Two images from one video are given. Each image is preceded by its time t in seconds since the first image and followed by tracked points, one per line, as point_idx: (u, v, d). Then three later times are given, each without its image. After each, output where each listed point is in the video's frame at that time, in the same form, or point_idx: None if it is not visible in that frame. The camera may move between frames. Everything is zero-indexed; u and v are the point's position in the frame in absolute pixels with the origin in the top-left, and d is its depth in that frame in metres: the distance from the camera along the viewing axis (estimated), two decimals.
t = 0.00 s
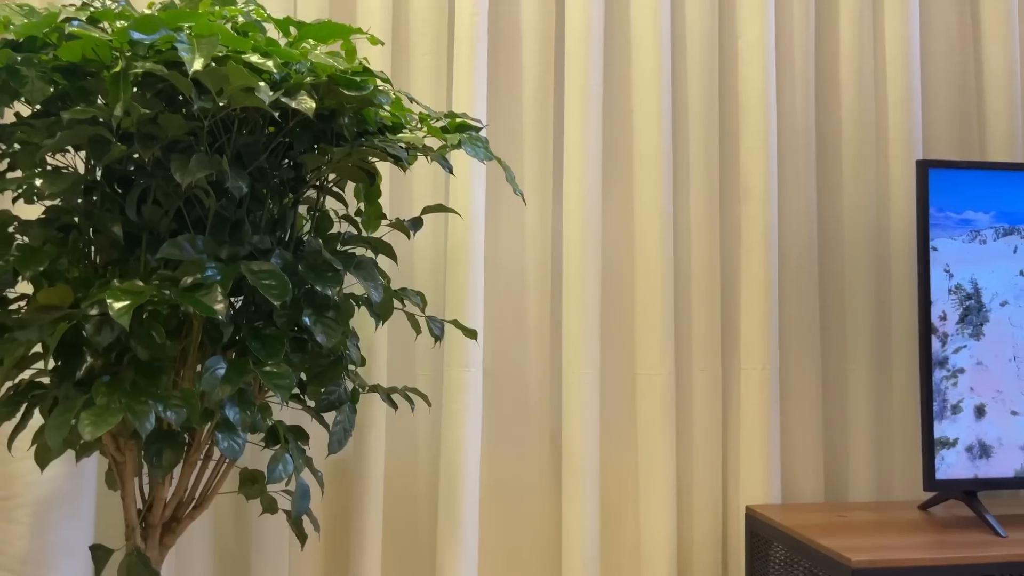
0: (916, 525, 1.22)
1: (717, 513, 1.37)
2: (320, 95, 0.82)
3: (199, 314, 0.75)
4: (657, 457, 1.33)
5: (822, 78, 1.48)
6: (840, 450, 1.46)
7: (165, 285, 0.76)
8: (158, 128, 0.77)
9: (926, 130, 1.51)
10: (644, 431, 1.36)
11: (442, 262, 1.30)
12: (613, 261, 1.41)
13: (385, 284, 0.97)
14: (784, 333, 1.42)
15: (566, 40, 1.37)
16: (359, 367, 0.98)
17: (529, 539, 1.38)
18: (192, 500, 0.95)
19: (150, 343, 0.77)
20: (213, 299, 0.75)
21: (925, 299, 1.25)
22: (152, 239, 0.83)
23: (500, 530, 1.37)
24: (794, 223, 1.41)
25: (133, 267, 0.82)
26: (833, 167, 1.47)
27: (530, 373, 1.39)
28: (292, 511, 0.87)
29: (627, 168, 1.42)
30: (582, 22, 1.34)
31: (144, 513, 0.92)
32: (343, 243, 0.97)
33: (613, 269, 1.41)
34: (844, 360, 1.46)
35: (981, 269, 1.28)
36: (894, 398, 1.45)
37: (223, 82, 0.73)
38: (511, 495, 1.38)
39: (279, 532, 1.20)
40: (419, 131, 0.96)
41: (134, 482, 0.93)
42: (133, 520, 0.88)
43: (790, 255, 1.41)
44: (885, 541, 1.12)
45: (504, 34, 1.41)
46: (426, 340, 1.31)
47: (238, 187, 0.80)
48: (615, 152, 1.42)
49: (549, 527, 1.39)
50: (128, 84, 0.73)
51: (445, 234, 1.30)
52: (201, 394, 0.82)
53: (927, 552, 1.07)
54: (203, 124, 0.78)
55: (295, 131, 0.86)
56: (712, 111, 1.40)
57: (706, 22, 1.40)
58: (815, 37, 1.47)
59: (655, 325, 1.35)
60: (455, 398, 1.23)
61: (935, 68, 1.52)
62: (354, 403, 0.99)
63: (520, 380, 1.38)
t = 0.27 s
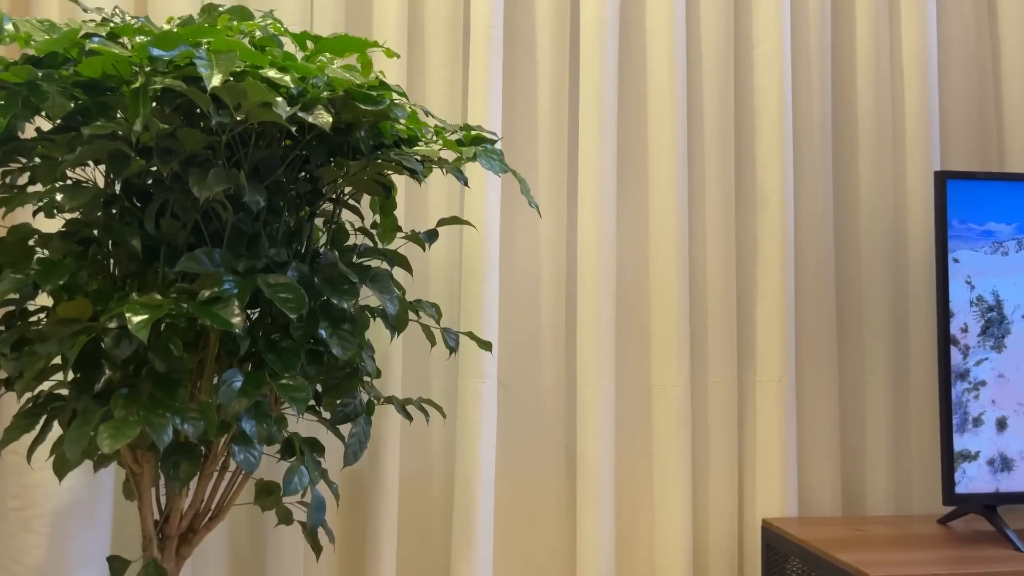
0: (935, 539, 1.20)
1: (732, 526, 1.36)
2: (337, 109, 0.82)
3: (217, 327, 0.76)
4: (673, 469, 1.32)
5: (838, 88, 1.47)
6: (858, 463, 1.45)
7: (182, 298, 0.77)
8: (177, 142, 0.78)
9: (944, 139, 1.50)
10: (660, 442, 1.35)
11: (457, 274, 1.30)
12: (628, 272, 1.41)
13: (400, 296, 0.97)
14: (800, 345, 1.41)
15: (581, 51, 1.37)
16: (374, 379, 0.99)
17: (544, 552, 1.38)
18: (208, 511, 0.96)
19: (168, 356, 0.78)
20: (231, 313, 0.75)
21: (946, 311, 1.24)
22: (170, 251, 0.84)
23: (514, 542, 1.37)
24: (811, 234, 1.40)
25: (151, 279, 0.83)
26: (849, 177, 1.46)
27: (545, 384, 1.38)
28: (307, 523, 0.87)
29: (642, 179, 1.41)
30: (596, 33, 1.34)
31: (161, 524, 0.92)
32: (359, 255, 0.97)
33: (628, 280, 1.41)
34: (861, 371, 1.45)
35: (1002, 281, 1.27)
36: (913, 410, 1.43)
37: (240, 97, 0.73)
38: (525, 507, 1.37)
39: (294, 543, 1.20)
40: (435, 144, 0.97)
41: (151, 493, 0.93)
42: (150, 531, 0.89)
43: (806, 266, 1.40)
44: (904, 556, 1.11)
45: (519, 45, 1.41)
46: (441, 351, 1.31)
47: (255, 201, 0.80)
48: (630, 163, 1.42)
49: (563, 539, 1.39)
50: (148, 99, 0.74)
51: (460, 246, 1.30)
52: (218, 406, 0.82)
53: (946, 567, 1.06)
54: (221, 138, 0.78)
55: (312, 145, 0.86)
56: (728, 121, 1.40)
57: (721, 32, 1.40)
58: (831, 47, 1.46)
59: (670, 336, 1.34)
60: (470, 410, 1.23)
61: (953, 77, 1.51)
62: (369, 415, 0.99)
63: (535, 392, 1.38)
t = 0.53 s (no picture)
0: (952, 547, 1.19)
1: (748, 532, 1.36)
2: (354, 117, 0.83)
3: (235, 334, 0.76)
4: (687, 475, 1.32)
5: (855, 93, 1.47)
6: (874, 470, 1.44)
7: (201, 305, 0.78)
8: (197, 150, 0.79)
9: (962, 144, 1.49)
10: (674, 448, 1.35)
11: (472, 279, 1.30)
12: (643, 277, 1.41)
13: (416, 302, 0.97)
14: (817, 351, 1.40)
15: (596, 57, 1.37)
16: (390, 384, 0.99)
17: (557, 557, 1.38)
18: (225, 515, 0.96)
19: (187, 362, 0.78)
20: (249, 319, 0.76)
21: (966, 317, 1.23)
22: (189, 258, 0.84)
23: (528, 547, 1.37)
24: (827, 239, 1.40)
25: (170, 285, 0.84)
26: (866, 183, 1.46)
27: (559, 389, 1.38)
28: (323, 528, 0.87)
29: (657, 184, 1.41)
30: (612, 39, 1.34)
31: (179, 528, 0.93)
32: (375, 261, 0.98)
33: (642, 286, 1.41)
34: (878, 377, 1.44)
35: None
36: (930, 417, 1.42)
37: (259, 106, 0.74)
38: (540, 512, 1.37)
39: (310, 546, 1.21)
40: (451, 150, 0.97)
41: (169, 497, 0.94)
42: (168, 535, 0.90)
43: (822, 272, 1.39)
44: (922, 564, 1.10)
45: (534, 51, 1.41)
46: (455, 357, 1.31)
47: (273, 208, 0.81)
48: (645, 168, 1.42)
49: (578, 545, 1.39)
50: (168, 108, 0.74)
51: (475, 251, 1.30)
52: (236, 411, 0.83)
53: None
54: (240, 145, 0.79)
55: (329, 152, 0.87)
56: (743, 127, 1.39)
57: (737, 37, 1.40)
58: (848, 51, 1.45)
59: (685, 341, 1.34)
60: (485, 415, 1.23)
61: (971, 81, 1.50)
62: (385, 420, 1.00)
63: (550, 397, 1.38)
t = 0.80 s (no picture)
0: (964, 547, 1.19)
1: (759, 530, 1.36)
2: (369, 118, 0.84)
3: (252, 333, 0.77)
4: (699, 473, 1.33)
5: (869, 92, 1.46)
6: (886, 469, 1.44)
7: (219, 303, 0.79)
8: (214, 150, 0.80)
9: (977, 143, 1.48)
10: (686, 446, 1.36)
11: (485, 278, 1.31)
12: (656, 275, 1.41)
13: (430, 301, 0.98)
14: (829, 351, 1.40)
15: (610, 55, 1.37)
16: (404, 382, 1.00)
17: (569, 553, 1.39)
18: (241, 510, 0.98)
19: (204, 359, 0.79)
20: (265, 318, 0.77)
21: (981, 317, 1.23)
22: (206, 257, 0.86)
23: (540, 544, 1.38)
24: (840, 238, 1.39)
25: (188, 284, 0.85)
26: (880, 182, 1.45)
27: (571, 388, 1.39)
28: (338, 524, 0.89)
29: (670, 183, 1.41)
30: (625, 38, 1.34)
31: (196, 522, 0.94)
32: (389, 259, 0.99)
33: (655, 284, 1.41)
34: (890, 376, 1.44)
35: None
36: (943, 415, 1.42)
37: (276, 108, 0.75)
38: (552, 508, 1.38)
39: (324, 541, 1.22)
40: (465, 150, 0.98)
41: (186, 491, 0.95)
42: (186, 529, 0.91)
43: (835, 270, 1.39)
44: (933, 564, 1.10)
45: (547, 49, 1.42)
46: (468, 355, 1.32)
47: (289, 208, 0.82)
48: (658, 167, 1.42)
49: (589, 542, 1.39)
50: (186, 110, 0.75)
51: (488, 250, 1.31)
52: (252, 409, 0.84)
53: None
54: (256, 146, 0.80)
55: (344, 152, 0.87)
56: (757, 125, 1.39)
57: (751, 35, 1.39)
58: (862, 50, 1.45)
59: (698, 339, 1.34)
60: (497, 412, 1.24)
61: (987, 79, 1.49)
62: (399, 417, 1.01)
63: (562, 395, 1.39)
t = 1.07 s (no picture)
0: (970, 540, 1.20)
1: (767, 521, 1.37)
2: (383, 115, 0.85)
3: (268, 326, 0.79)
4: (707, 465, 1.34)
5: (881, 85, 1.46)
6: (894, 461, 1.45)
7: (235, 297, 0.80)
8: (230, 148, 0.82)
9: (989, 136, 1.48)
10: (695, 437, 1.37)
11: (496, 270, 1.32)
12: (666, 268, 1.42)
13: (442, 294, 1.00)
14: (838, 344, 1.41)
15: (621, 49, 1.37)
16: (416, 374, 1.02)
17: (578, 543, 1.41)
18: (257, 498, 1.00)
19: (221, 351, 0.81)
20: (281, 312, 0.78)
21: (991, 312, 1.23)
22: (223, 251, 0.87)
23: (549, 533, 1.40)
24: (849, 232, 1.40)
25: (205, 278, 0.87)
26: (891, 176, 1.45)
27: (581, 379, 1.41)
28: (351, 513, 0.91)
29: (680, 176, 1.42)
30: (637, 32, 1.35)
31: (213, 510, 0.97)
32: (402, 253, 1.00)
33: (664, 277, 1.42)
34: (899, 370, 1.44)
35: None
36: (952, 408, 1.43)
37: (291, 106, 0.76)
38: (561, 498, 1.40)
39: (338, 529, 1.25)
40: (476, 145, 0.99)
41: (203, 479, 0.98)
42: (203, 516, 0.93)
43: (844, 264, 1.40)
44: (938, 556, 1.11)
45: (559, 43, 1.42)
46: (479, 347, 1.34)
47: (304, 204, 0.83)
48: (669, 160, 1.43)
49: (598, 531, 1.41)
50: (203, 107, 0.77)
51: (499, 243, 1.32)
52: (268, 400, 0.86)
53: (979, 568, 1.06)
54: (272, 143, 0.82)
55: (358, 148, 0.89)
56: (767, 119, 1.39)
57: (763, 28, 1.39)
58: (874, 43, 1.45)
59: (707, 332, 1.35)
60: (507, 404, 1.26)
61: (1001, 72, 1.49)
62: (411, 408, 1.02)
63: (572, 386, 1.40)
